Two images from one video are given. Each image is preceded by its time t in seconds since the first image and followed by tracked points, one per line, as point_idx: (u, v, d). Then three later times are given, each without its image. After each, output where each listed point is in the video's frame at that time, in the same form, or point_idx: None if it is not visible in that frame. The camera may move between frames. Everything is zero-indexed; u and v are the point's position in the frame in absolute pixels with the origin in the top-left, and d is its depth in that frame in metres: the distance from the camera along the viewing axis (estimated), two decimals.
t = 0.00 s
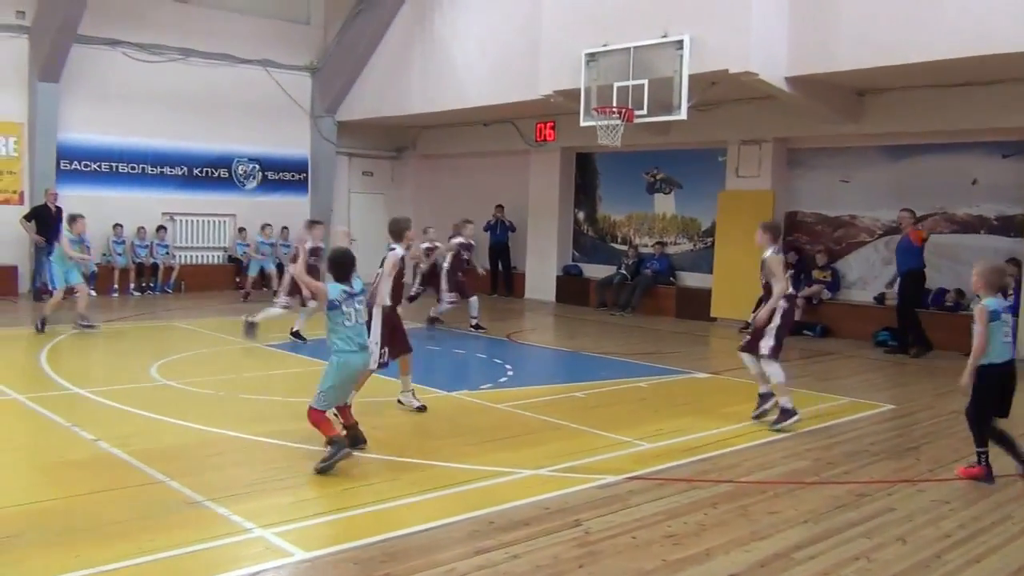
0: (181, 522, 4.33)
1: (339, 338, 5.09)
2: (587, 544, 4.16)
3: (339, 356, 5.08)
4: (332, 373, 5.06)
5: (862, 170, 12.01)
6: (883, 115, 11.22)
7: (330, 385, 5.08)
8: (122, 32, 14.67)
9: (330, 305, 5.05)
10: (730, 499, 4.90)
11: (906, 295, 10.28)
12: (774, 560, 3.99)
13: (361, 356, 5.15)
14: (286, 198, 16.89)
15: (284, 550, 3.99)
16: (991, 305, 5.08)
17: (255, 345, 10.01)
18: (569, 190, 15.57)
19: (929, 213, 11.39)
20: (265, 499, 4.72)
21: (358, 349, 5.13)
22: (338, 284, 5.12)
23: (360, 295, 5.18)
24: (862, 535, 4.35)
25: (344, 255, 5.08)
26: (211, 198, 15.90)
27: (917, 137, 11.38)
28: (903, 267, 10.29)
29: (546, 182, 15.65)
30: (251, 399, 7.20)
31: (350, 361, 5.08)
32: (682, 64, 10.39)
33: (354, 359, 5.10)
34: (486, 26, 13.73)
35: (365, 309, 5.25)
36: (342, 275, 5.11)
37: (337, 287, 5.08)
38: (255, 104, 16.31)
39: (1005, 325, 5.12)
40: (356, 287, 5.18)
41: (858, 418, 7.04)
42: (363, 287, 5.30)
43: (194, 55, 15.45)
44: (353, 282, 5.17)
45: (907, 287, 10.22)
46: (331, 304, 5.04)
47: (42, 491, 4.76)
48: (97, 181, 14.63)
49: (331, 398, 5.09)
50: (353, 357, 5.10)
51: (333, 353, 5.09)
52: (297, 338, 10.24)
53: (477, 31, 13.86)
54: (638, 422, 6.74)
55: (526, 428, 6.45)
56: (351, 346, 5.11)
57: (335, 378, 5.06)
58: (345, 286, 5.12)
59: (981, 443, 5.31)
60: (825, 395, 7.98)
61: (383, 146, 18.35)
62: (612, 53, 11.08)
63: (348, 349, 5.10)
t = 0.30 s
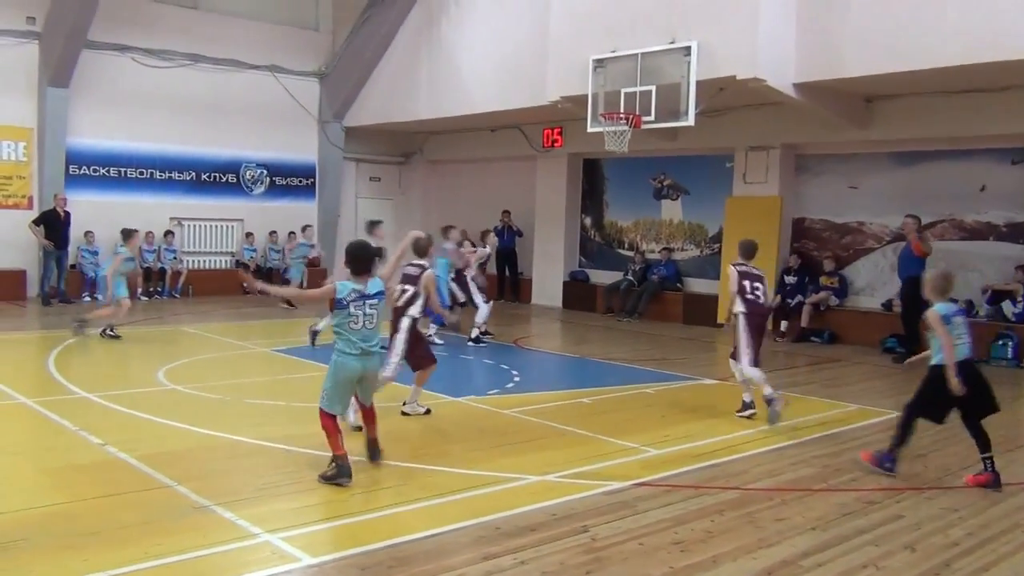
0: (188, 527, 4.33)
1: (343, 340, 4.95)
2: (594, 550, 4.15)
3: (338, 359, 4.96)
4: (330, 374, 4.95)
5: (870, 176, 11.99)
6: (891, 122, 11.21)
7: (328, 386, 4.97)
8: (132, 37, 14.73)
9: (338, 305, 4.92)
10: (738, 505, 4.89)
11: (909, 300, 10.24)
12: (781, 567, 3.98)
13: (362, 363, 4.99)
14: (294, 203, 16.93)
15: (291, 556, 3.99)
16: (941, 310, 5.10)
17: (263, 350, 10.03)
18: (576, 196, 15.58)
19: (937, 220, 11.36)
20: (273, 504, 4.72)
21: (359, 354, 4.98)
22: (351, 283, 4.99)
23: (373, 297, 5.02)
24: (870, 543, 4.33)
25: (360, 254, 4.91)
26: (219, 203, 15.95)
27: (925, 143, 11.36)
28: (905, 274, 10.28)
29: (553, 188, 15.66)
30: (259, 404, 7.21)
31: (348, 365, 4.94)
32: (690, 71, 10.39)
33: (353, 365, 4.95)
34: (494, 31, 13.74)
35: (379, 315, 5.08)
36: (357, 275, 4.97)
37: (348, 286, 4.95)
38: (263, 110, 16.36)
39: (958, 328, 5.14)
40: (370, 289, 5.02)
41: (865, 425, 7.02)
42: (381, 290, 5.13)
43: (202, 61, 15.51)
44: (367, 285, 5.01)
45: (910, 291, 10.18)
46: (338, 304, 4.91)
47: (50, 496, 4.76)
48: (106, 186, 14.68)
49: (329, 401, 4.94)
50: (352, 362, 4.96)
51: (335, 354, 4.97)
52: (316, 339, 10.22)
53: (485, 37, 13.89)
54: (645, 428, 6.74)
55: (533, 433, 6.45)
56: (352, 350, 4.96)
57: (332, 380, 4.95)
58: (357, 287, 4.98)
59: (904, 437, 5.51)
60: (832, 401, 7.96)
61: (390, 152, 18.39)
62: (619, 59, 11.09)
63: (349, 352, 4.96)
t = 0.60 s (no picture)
0: (190, 530, 4.33)
1: (365, 345, 4.54)
2: (597, 554, 4.14)
3: (359, 364, 4.57)
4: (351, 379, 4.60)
5: (874, 181, 11.98)
6: (896, 126, 11.20)
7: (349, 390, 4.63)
8: (137, 41, 14.76)
9: (362, 308, 4.47)
10: (741, 510, 4.88)
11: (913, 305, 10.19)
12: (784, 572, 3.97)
13: (384, 372, 4.57)
14: (297, 206, 16.96)
15: (293, 559, 3.99)
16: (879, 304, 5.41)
17: (266, 353, 10.04)
18: (580, 200, 15.59)
19: (941, 224, 11.34)
20: (275, 507, 4.72)
21: (380, 362, 4.56)
22: (377, 284, 4.52)
23: (399, 301, 4.55)
24: (875, 547, 4.32)
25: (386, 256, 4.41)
26: (223, 206, 15.97)
27: (929, 147, 11.35)
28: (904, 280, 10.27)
29: (556, 192, 15.66)
30: (262, 407, 7.21)
31: (367, 373, 4.55)
32: (694, 75, 10.38)
33: (373, 373, 4.55)
34: (499, 35, 13.75)
35: (406, 319, 4.62)
36: (384, 276, 4.50)
37: (373, 288, 4.49)
38: (267, 113, 16.39)
39: (897, 323, 5.42)
40: (397, 292, 4.55)
41: (868, 429, 7.01)
42: (410, 291, 4.64)
43: (207, 64, 15.53)
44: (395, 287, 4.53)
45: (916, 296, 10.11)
46: (362, 307, 4.46)
47: (53, 498, 4.76)
48: (111, 189, 14.71)
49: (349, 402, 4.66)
50: (373, 370, 4.56)
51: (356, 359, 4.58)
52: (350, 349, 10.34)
53: (489, 41, 13.89)
54: (649, 432, 6.73)
55: (535, 437, 6.44)
56: (373, 358, 4.55)
57: (352, 384, 4.60)
58: (383, 289, 4.51)
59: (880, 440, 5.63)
60: (835, 406, 7.95)
61: (394, 155, 18.43)
62: (623, 63, 11.09)
63: (370, 359, 4.56)
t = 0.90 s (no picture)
0: (189, 533, 4.33)
1: (392, 352, 4.24)
2: (596, 558, 4.14)
3: (388, 373, 4.26)
4: (384, 392, 4.27)
5: (874, 185, 11.98)
6: (895, 130, 11.21)
7: (383, 405, 4.29)
8: (136, 44, 14.77)
9: (385, 311, 4.24)
10: (740, 513, 4.88)
11: (911, 309, 10.20)
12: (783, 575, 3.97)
13: (416, 378, 4.24)
14: (296, 209, 16.97)
15: (292, 562, 3.99)
16: (806, 310, 5.70)
17: (265, 356, 10.04)
18: (579, 203, 15.61)
19: (940, 228, 11.35)
20: (274, 510, 4.72)
21: (411, 368, 4.24)
22: (400, 287, 4.30)
23: (424, 303, 4.28)
24: (873, 551, 4.32)
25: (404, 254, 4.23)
26: (223, 210, 15.98)
27: (928, 151, 11.36)
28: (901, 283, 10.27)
29: (556, 196, 15.69)
30: (262, 410, 7.20)
31: (398, 380, 4.23)
32: (693, 79, 10.40)
33: (405, 381, 4.23)
34: (498, 39, 13.76)
35: (435, 323, 4.33)
36: (407, 276, 4.28)
37: (395, 289, 4.26)
38: (267, 117, 16.40)
39: (823, 328, 5.69)
40: (422, 293, 4.30)
41: (868, 433, 7.01)
42: (438, 296, 4.38)
43: (207, 68, 15.55)
44: (418, 289, 4.29)
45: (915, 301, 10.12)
46: (384, 310, 4.23)
47: (51, 501, 4.76)
48: (111, 193, 14.73)
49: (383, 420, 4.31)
50: (403, 377, 4.23)
51: (385, 368, 4.28)
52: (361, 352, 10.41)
53: (489, 45, 13.90)
54: (648, 436, 6.73)
55: (535, 441, 6.44)
56: (403, 364, 4.23)
57: (384, 397, 4.27)
58: (406, 290, 4.27)
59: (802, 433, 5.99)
60: (834, 410, 7.94)
61: (393, 159, 18.46)
62: (622, 66, 11.10)
63: (400, 366, 4.25)
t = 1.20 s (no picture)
0: (186, 536, 4.31)
1: (387, 352, 4.25)
2: (594, 560, 4.14)
3: (382, 373, 4.26)
4: (377, 391, 4.26)
5: (870, 187, 12.00)
6: (892, 133, 11.23)
7: (375, 404, 4.28)
8: (134, 47, 14.76)
9: (380, 311, 4.24)
10: (739, 516, 4.88)
11: (907, 312, 10.21)
12: None
13: (410, 379, 4.24)
14: (293, 212, 16.95)
15: (291, 565, 3.98)
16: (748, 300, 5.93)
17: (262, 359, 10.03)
18: (577, 206, 15.61)
19: (937, 230, 11.36)
20: (272, 513, 4.71)
21: (405, 369, 4.24)
22: (397, 288, 4.30)
23: (422, 305, 4.27)
24: (872, 553, 4.32)
25: (401, 254, 4.23)
26: (220, 213, 15.98)
27: (924, 153, 11.37)
28: (897, 287, 10.31)
29: (553, 199, 15.70)
30: (259, 413, 7.20)
31: (391, 380, 4.22)
32: (690, 81, 10.41)
33: (398, 381, 4.22)
34: (495, 41, 13.77)
35: (432, 325, 4.31)
36: (403, 277, 4.28)
37: (391, 290, 4.26)
38: (264, 119, 16.40)
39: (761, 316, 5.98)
40: (420, 295, 4.29)
41: (866, 436, 7.01)
42: (437, 298, 4.36)
43: (203, 70, 15.53)
44: (416, 290, 4.29)
45: (911, 304, 10.14)
46: (380, 310, 4.24)
47: (49, 504, 4.76)
48: (108, 195, 14.72)
49: (374, 420, 4.29)
50: (397, 377, 4.23)
51: (379, 367, 4.28)
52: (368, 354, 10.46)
53: (486, 47, 13.91)
54: (646, 438, 6.72)
55: (533, 443, 6.43)
56: (397, 364, 4.23)
57: (377, 397, 4.26)
58: (403, 291, 4.28)
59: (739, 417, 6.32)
60: (832, 412, 7.94)
61: (390, 162, 18.48)
62: (620, 69, 11.11)
63: (394, 367, 4.24)
